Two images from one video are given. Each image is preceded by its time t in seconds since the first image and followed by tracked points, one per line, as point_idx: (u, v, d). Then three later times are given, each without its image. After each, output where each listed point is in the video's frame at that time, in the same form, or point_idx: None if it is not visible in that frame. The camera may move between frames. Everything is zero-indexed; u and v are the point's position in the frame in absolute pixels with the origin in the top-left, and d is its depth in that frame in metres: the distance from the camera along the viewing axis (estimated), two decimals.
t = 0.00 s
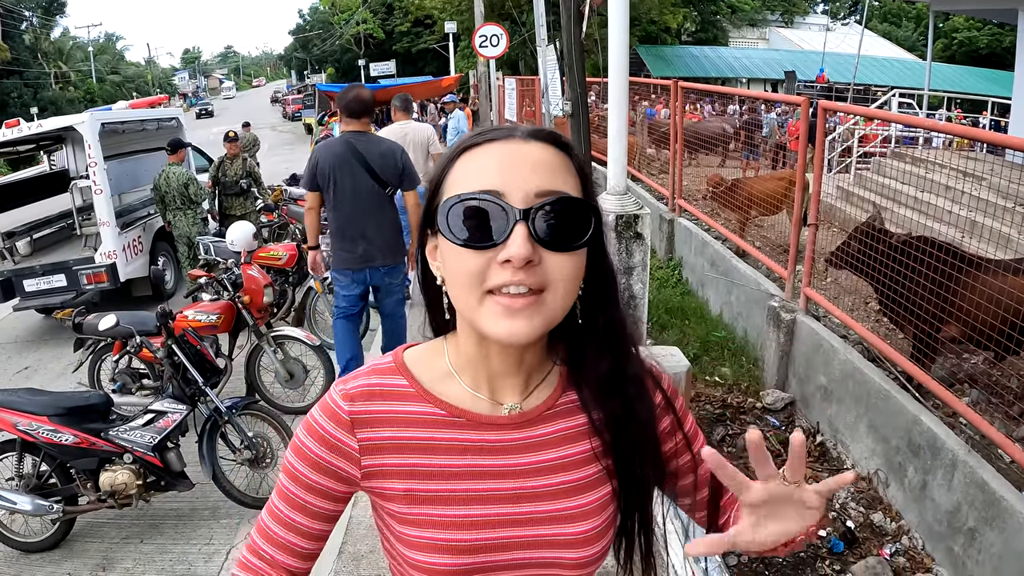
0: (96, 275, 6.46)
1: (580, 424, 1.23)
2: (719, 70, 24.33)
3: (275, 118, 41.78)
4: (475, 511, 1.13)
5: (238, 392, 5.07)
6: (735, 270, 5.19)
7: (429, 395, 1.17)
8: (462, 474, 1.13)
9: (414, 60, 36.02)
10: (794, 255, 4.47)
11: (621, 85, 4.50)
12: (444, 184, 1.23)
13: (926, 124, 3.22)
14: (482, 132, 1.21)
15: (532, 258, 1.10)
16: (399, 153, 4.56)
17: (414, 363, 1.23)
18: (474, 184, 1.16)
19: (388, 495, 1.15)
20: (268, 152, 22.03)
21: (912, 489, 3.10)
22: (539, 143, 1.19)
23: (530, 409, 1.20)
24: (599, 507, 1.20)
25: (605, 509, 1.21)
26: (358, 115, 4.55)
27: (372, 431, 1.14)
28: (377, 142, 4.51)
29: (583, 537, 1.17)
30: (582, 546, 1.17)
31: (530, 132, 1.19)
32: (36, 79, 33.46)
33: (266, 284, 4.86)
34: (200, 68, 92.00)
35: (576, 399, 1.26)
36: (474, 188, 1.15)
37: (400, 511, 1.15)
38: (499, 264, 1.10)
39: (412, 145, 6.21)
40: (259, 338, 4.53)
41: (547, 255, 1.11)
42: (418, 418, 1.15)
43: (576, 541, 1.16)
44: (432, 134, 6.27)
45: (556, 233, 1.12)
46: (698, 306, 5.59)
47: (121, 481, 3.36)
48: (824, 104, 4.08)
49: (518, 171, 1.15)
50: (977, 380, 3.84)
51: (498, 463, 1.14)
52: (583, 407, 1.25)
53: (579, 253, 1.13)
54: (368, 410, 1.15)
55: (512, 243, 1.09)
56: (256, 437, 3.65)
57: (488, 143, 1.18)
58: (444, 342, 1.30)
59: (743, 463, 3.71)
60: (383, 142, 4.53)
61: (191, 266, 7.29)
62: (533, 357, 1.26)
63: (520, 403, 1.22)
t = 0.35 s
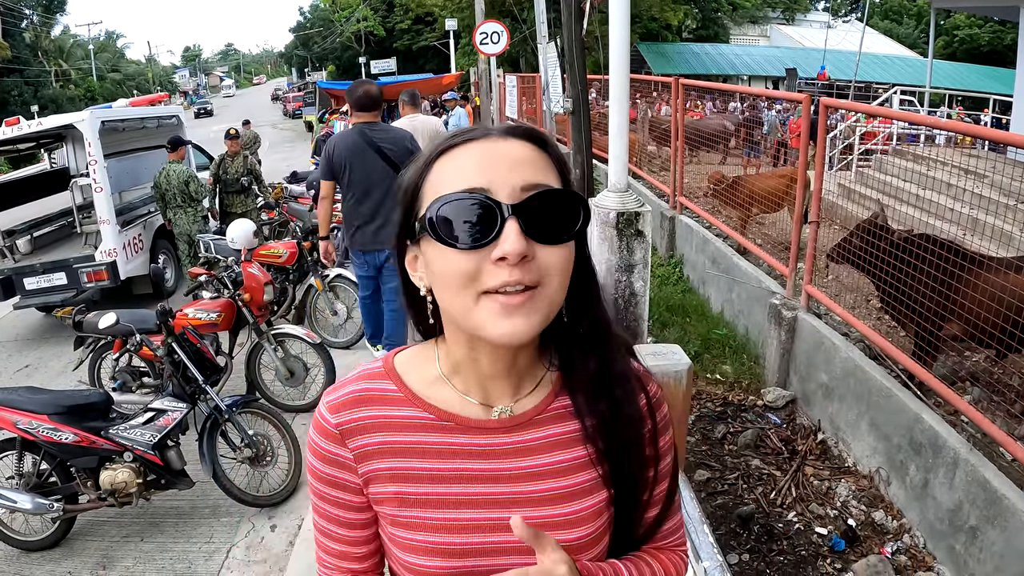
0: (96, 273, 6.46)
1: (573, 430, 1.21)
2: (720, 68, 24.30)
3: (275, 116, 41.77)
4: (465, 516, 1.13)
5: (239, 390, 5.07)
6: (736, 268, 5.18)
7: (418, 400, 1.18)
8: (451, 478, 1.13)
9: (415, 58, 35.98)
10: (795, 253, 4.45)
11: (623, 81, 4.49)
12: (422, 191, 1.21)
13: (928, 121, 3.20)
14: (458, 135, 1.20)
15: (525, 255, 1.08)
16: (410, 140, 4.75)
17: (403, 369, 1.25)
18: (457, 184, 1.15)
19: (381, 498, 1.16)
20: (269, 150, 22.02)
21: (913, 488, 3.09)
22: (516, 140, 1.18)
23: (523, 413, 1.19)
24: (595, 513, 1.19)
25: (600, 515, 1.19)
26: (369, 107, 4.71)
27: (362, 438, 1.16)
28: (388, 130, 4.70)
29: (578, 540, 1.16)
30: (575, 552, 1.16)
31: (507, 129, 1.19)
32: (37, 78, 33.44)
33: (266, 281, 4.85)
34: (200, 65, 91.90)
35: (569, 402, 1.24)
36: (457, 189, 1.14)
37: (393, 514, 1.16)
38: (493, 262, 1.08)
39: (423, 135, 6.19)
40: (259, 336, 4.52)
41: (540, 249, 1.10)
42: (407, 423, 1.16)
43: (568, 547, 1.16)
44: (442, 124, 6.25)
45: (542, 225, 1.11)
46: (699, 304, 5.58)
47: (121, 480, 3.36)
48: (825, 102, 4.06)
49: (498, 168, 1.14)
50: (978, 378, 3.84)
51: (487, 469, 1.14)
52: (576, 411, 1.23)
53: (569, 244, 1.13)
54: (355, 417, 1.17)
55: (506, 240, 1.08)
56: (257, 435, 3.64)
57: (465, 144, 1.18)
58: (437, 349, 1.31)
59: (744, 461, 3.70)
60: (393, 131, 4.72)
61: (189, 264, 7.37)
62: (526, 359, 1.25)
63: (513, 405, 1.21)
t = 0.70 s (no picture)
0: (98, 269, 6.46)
1: (558, 423, 1.20)
2: (722, 63, 24.25)
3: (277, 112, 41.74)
4: (453, 512, 1.14)
5: (240, 386, 5.10)
6: (738, 264, 5.17)
7: (406, 398, 1.18)
8: (438, 476, 1.14)
9: (416, 53, 35.95)
10: (797, 249, 4.42)
11: (624, 76, 4.47)
12: (401, 197, 1.20)
13: (930, 117, 3.17)
14: (434, 142, 1.18)
15: (496, 275, 1.08)
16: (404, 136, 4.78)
17: (395, 366, 1.25)
18: (431, 199, 1.14)
19: (373, 494, 1.18)
20: (270, 146, 22.03)
21: (915, 484, 3.08)
22: (491, 147, 1.16)
23: (511, 409, 1.19)
24: (585, 508, 1.17)
25: (591, 510, 1.18)
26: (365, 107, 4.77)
27: (352, 436, 1.18)
28: (383, 125, 4.76)
29: (568, 535, 1.15)
30: (566, 545, 1.15)
31: (484, 137, 1.17)
32: (38, 75, 33.42)
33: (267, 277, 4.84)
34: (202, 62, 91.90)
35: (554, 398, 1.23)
36: (432, 204, 1.13)
37: (384, 510, 1.17)
38: (465, 284, 1.08)
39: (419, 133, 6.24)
40: (260, 332, 4.51)
41: (514, 268, 1.10)
42: (396, 420, 1.17)
43: (557, 541, 1.14)
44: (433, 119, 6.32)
45: (518, 246, 1.10)
46: (701, 300, 5.57)
47: (122, 476, 3.36)
48: (827, 97, 4.03)
49: (473, 180, 1.12)
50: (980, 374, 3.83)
51: (474, 465, 1.14)
52: (560, 406, 1.22)
53: (545, 258, 1.12)
54: (346, 418, 1.18)
55: (476, 262, 1.07)
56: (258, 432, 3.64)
57: (440, 153, 1.16)
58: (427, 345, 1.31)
59: (746, 457, 3.70)
60: (389, 127, 4.77)
61: (191, 259, 7.34)
62: (512, 357, 1.24)
63: (500, 404, 1.20)
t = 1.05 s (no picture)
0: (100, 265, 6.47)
1: (553, 423, 1.20)
2: (723, 58, 24.18)
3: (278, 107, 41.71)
4: (446, 513, 1.15)
5: (241, 380, 5.15)
6: (740, 259, 5.16)
7: (396, 399, 1.20)
8: (431, 477, 1.15)
9: (418, 49, 35.91)
10: (800, 244, 4.40)
11: (625, 71, 4.45)
12: (386, 192, 1.20)
13: (932, 112, 3.16)
14: (418, 137, 1.18)
15: (483, 268, 1.08)
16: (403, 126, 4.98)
17: (386, 368, 1.27)
18: (416, 193, 1.14)
19: (368, 495, 1.19)
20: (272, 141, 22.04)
21: (916, 480, 3.09)
22: (476, 139, 1.16)
23: (502, 409, 1.19)
24: (581, 508, 1.17)
25: (587, 509, 1.18)
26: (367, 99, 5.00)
27: (345, 438, 1.19)
28: (384, 115, 4.98)
29: (564, 537, 1.15)
30: (562, 547, 1.14)
31: (467, 129, 1.16)
32: (40, 71, 33.41)
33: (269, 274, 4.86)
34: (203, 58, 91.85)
35: (548, 397, 1.23)
36: (418, 199, 1.14)
37: (379, 511, 1.18)
38: (452, 278, 1.08)
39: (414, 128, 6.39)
40: (261, 327, 4.52)
41: (501, 260, 1.10)
42: (387, 421, 1.18)
43: (552, 543, 1.14)
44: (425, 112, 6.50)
45: (504, 237, 1.10)
46: (702, 295, 5.57)
47: (125, 472, 3.37)
48: (829, 92, 4.01)
49: (457, 174, 1.12)
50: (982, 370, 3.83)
51: (466, 465, 1.15)
52: (554, 405, 1.22)
53: (533, 251, 1.12)
54: (337, 420, 1.20)
55: (463, 255, 1.07)
56: (260, 427, 3.65)
57: (424, 147, 1.16)
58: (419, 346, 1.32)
59: (747, 452, 3.71)
60: (390, 117, 4.98)
61: (193, 255, 7.34)
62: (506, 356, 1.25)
63: (492, 403, 1.21)
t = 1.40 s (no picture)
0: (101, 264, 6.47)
1: (543, 422, 1.22)
2: (725, 57, 24.15)
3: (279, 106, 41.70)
4: (437, 518, 1.15)
5: (243, 379, 5.14)
6: (741, 258, 5.16)
7: (384, 405, 1.21)
8: (421, 481, 1.15)
9: (419, 47, 35.91)
10: (801, 243, 4.39)
11: (626, 70, 4.45)
12: (375, 185, 1.20)
13: (933, 112, 3.16)
14: (406, 132, 1.19)
15: (474, 258, 1.08)
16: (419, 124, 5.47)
17: (372, 375, 1.28)
18: (406, 185, 1.15)
19: (357, 505, 1.19)
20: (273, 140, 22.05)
21: (916, 478, 3.09)
22: (464, 133, 1.17)
23: (491, 410, 1.20)
24: (573, 507, 1.18)
25: (578, 509, 1.19)
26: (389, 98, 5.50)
27: (332, 447, 1.20)
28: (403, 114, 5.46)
29: (555, 537, 1.15)
30: (552, 548, 1.15)
31: (454, 124, 1.17)
32: (41, 70, 33.44)
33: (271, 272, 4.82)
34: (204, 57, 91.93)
35: (537, 395, 1.25)
36: (407, 192, 1.14)
37: (370, 520, 1.19)
38: (444, 269, 1.09)
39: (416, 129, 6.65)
40: (263, 326, 4.52)
41: (490, 251, 1.10)
42: (374, 429, 1.19)
43: (544, 544, 1.15)
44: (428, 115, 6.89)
45: (494, 224, 1.11)
46: (703, 294, 5.56)
47: (127, 470, 3.38)
48: (829, 91, 4.01)
49: (446, 167, 1.13)
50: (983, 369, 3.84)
51: (455, 469, 1.15)
52: (543, 402, 1.24)
53: (521, 242, 1.13)
54: (324, 430, 1.21)
55: (454, 246, 1.08)
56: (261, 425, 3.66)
57: (414, 141, 1.17)
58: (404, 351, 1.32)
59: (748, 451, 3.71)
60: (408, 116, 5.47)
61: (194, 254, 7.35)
62: (495, 356, 1.25)
63: (481, 405, 1.22)
